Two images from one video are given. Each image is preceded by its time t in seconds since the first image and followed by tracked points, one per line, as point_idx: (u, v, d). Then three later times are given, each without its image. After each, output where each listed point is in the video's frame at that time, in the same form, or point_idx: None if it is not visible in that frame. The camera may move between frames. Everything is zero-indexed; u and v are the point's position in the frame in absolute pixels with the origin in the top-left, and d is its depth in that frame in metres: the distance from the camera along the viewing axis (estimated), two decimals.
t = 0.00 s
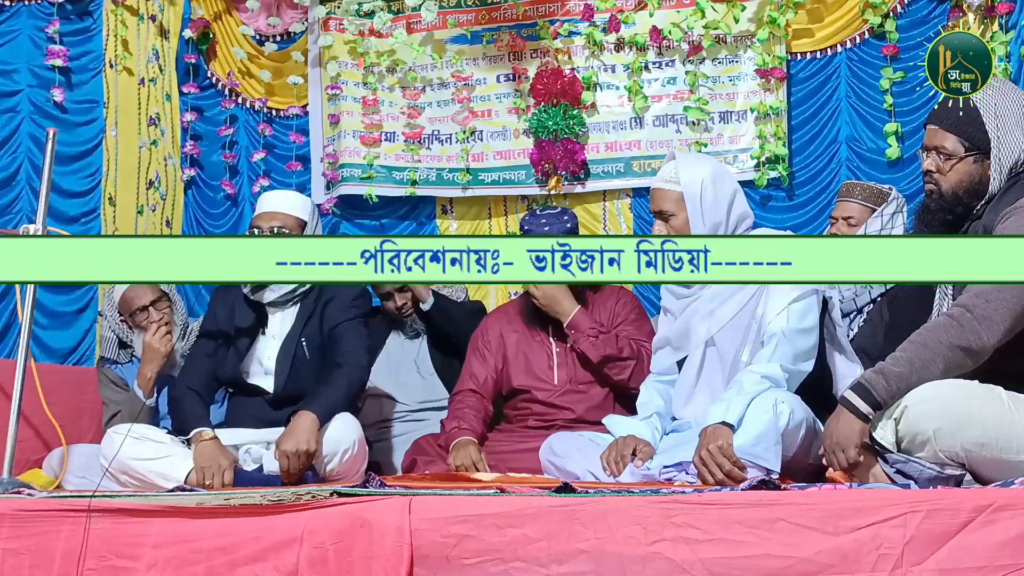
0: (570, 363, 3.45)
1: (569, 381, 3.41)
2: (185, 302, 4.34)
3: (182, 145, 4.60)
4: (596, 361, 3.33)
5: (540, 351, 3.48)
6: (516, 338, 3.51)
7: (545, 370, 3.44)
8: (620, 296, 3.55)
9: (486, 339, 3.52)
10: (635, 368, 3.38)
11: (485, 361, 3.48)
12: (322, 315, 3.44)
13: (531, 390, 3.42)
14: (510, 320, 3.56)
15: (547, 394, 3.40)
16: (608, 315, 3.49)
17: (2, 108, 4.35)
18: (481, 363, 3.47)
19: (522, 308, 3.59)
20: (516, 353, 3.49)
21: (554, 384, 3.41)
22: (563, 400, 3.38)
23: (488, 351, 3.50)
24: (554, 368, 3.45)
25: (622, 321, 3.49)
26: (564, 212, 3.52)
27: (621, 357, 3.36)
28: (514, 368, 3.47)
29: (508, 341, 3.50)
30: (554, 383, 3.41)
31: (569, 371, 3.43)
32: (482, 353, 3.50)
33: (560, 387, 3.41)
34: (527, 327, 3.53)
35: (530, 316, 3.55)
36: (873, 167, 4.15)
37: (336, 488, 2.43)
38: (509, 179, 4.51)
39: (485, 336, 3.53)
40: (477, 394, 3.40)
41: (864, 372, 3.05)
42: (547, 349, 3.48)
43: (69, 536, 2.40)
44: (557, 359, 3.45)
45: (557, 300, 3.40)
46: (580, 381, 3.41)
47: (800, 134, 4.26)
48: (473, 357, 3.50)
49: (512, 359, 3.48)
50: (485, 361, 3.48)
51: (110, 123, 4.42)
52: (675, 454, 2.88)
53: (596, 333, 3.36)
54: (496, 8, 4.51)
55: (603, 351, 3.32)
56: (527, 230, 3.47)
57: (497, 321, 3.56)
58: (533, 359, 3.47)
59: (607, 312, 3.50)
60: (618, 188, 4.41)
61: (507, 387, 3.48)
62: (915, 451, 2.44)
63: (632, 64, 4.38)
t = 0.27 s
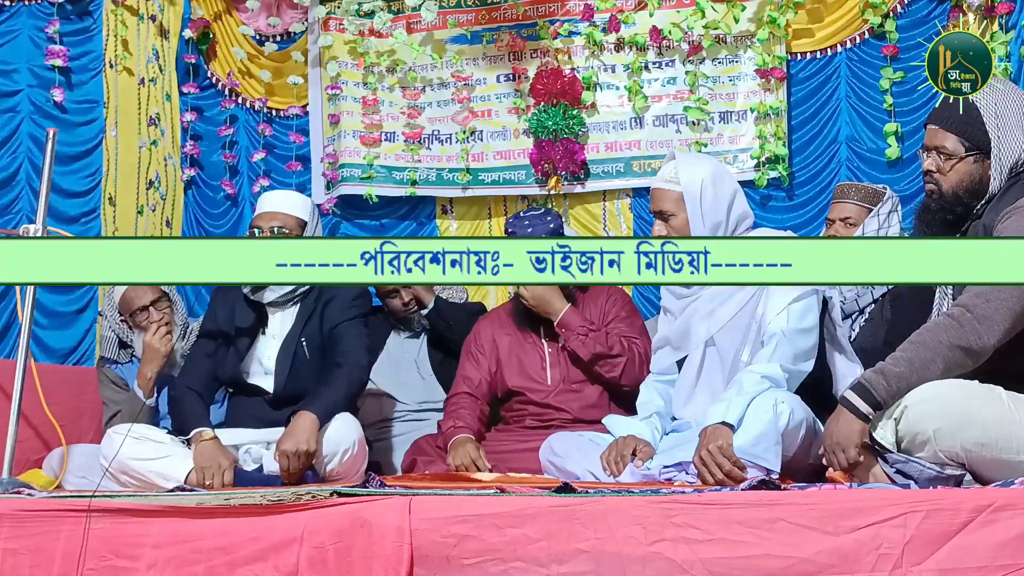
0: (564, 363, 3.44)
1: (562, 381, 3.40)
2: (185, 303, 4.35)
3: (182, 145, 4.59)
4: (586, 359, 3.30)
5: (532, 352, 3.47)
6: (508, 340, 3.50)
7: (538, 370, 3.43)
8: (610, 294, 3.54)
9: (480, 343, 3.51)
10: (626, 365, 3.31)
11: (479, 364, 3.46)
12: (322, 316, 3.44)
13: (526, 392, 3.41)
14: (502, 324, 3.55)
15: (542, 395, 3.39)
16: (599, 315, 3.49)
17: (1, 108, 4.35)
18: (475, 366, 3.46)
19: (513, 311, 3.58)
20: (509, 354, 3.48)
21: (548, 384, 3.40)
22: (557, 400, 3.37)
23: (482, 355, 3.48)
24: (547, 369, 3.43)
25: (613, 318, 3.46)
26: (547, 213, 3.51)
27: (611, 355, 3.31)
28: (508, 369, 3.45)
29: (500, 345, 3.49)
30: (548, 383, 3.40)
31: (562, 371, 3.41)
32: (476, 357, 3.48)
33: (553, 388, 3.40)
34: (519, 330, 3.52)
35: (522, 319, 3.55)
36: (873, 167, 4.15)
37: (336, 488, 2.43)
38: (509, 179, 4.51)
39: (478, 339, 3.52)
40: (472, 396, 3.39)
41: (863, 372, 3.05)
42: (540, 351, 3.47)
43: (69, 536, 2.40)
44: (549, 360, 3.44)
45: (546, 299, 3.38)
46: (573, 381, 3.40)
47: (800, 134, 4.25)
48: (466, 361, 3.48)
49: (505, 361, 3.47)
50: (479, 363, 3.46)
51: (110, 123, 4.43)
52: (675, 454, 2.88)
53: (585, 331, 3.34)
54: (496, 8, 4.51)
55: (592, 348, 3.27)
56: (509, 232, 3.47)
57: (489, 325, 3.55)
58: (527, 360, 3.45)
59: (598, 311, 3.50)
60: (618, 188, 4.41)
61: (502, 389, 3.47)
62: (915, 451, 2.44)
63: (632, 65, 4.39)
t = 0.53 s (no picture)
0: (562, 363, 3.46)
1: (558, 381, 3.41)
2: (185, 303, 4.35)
3: (181, 144, 4.61)
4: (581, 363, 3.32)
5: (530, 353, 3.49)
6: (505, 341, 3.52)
7: (535, 371, 3.45)
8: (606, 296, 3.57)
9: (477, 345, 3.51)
10: (623, 366, 3.41)
11: (476, 366, 3.47)
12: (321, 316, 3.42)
13: (523, 392, 3.43)
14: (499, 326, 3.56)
15: (539, 396, 3.40)
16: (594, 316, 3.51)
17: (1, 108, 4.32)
18: (472, 367, 3.47)
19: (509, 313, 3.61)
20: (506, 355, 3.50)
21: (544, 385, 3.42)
22: (554, 399, 3.38)
23: (479, 356, 3.49)
24: (544, 370, 3.45)
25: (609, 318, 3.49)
26: (540, 214, 3.50)
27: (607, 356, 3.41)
28: (505, 370, 3.47)
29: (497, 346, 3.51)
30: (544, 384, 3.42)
31: (559, 371, 3.43)
32: (473, 358, 3.49)
33: (549, 388, 3.41)
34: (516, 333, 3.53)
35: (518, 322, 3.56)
36: (873, 167, 4.14)
37: (336, 488, 2.43)
38: (509, 179, 4.52)
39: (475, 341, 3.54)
40: (470, 397, 3.40)
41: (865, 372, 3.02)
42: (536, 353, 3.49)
43: (69, 537, 2.40)
44: (545, 361, 3.46)
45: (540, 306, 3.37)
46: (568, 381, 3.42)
47: (800, 134, 4.26)
48: (464, 363, 3.50)
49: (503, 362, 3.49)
50: (477, 364, 3.47)
51: (110, 123, 4.43)
52: (675, 454, 2.88)
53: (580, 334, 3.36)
54: (496, 8, 4.51)
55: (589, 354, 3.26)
56: (503, 235, 3.45)
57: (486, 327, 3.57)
58: (524, 362, 3.48)
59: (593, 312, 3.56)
60: (618, 188, 4.41)
61: (500, 389, 3.49)
62: (915, 451, 2.44)
63: (632, 64, 4.38)
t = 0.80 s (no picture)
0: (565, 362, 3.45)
1: (561, 381, 3.42)
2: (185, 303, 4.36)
3: (182, 145, 4.58)
4: (588, 367, 3.29)
5: (533, 352, 3.48)
6: (508, 340, 3.52)
7: (537, 370, 3.45)
8: (609, 296, 3.58)
9: (479, 343, 3.52)
10: (628, 369, 3.31)
11: (479, 365, 3.47)
12: (322, 316, 3.43)
13: (524, 391, 3.43)
14: (501, 324, 3.57)
15: (541, 395, 3.41)
16: (598, 317, 3.52)
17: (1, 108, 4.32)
18: (474, 367, 3.47)
19: (511, 312, 3.60)
20: (509, 354, 3.50)
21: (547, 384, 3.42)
22: (558, 399, 3.39)
23: (480, 355, 3.49)
24: (547, 369, 3.45)
25: (613, 318, 3.50)
26: (545, 213, 3.48)
27: (613, 360, 3.30)
28: (507, 369, 3.47)
29: (500, 345, 3.51)
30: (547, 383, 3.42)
31: (562, 371, 3.43)
32: (475, 357, 3.49)
33: (552, 388, 3.42)
34: (518, 333, 3.53)
35: (520, 323, 3.55)
36: (873, 167, 4.14)
37: (336, 488, 2.44)
38: (509, 179, 4.51)
39: (478, 340, 3.53)
40: (471, 396, 3.40)
41: (864, 372, 3.05)
42: (539, 353, 3.48)
43: (69, 537, 2.40)
44: (549, 360, 3.46)
45: (542, 309, 3.35)
46: (572, 381, 3.41)
47: (800, 134, 4.26)
48: (465, 362, 3.49)
49: (505, 362, 3.48)
50: (480, 364, 3.47)
51: (110, 123, 4.43)
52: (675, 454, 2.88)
53: (585, 338, 3.30)
54: (496, 8, 4.51)
55: (595, 357, 3.27)
56: (509, 235, 3.44)
57: (488, 326, 3.56)
58: (526, 361, 3.48)
59: (597, 313, 3.53)
60: (618, 188, 4.41)
61: (501, 389, 3.49)
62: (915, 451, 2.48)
63: (632, 64, 4.39)
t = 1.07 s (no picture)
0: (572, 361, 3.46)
1: (567, 380, 3.43)
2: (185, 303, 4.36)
3: (182, 145, 4.60)
4: (596, 362, 3.32)
5: (539, 351, 3.49)
6: (514, 339, 3.52)
7: (543, 370, 3.46)
8: (617, 296, 3.59)
9: (485, 340, 3.51)
10: (635, 368, 3.36)
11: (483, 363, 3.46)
12: (323, 315, 3.43)
13: (529, 390, 3.43)
14: (507, 322, 3.57)
15: (545, 395, 3.41)
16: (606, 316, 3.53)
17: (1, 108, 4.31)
18: (479, 364, 3.46)
19: (518, 310, 3.61)
20: (515, 353, 3.50)
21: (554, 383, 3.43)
22: (563, 399, 3.39)
23: (486, 352, 3.49)
24: (553, 368, 3.46)
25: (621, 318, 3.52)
26: (558, 215, 3.49)
27: (621, 357, 3.34)
28: (512, 368, 3.47)
29: (506, 343, 3.51)
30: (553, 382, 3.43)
31: (568, 370, 3.44)
32: (480, 354, 3.49)
33: (558, 387, 3.42)
34: (525, 329, 3.54)
35: (527, 319, 3.56)
36: (874, 167, 4.14)
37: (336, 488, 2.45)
38: (509, 179, 4.51)
39: (483, 338, 3.52)
40: (475, 394, 3.39)
41: (864, 372, 3.05)
42: (546, 350, 3.49)
43: (69, 537, 2.38)
44: (555, 359, 3.47)
45: (552, 304, 3.38)
46: (578, 380, 3.43)
47: (800, 134, 4.26)
48: (471, 359, 3.48)
49: (510, 360, 3.48)
50: (484, 363, 3.46)
51: (109, 123, 4.43)
52: (675, 453, 2.89)
53: (594, 333, 3.33)
54: (496, 8, 4.51)
55: (603, 352, 3.30)
56: (522, 236, 3.44)
57: (495, 324, 3.55)
58: (532, 359, 3.48)
59: (604, 313, 3.53)
60: (618, 188, 4.41)
61: (505, 388, 3.48)
62: (915, 451, 2.50)
63: (632, 64, 4.39)
